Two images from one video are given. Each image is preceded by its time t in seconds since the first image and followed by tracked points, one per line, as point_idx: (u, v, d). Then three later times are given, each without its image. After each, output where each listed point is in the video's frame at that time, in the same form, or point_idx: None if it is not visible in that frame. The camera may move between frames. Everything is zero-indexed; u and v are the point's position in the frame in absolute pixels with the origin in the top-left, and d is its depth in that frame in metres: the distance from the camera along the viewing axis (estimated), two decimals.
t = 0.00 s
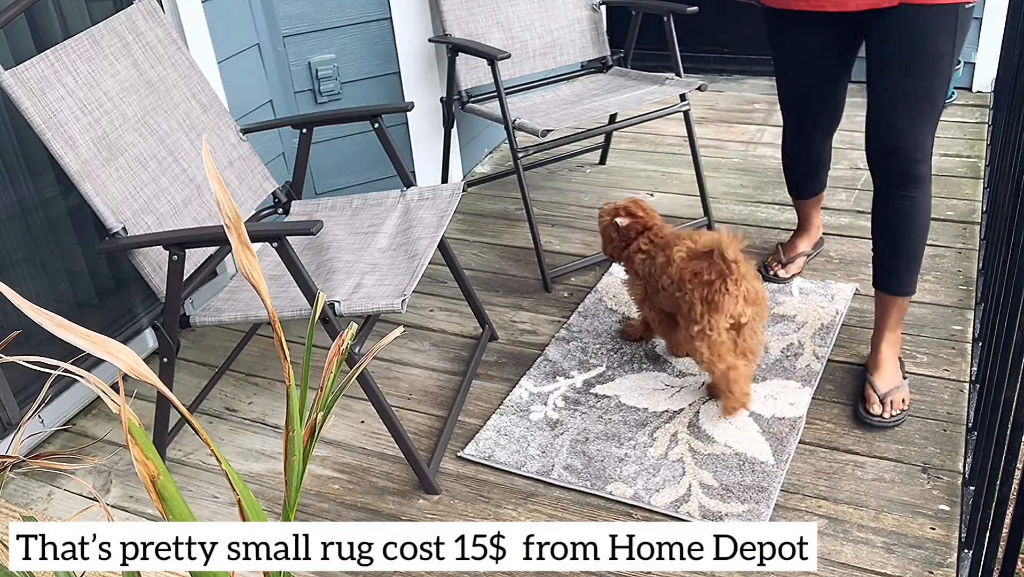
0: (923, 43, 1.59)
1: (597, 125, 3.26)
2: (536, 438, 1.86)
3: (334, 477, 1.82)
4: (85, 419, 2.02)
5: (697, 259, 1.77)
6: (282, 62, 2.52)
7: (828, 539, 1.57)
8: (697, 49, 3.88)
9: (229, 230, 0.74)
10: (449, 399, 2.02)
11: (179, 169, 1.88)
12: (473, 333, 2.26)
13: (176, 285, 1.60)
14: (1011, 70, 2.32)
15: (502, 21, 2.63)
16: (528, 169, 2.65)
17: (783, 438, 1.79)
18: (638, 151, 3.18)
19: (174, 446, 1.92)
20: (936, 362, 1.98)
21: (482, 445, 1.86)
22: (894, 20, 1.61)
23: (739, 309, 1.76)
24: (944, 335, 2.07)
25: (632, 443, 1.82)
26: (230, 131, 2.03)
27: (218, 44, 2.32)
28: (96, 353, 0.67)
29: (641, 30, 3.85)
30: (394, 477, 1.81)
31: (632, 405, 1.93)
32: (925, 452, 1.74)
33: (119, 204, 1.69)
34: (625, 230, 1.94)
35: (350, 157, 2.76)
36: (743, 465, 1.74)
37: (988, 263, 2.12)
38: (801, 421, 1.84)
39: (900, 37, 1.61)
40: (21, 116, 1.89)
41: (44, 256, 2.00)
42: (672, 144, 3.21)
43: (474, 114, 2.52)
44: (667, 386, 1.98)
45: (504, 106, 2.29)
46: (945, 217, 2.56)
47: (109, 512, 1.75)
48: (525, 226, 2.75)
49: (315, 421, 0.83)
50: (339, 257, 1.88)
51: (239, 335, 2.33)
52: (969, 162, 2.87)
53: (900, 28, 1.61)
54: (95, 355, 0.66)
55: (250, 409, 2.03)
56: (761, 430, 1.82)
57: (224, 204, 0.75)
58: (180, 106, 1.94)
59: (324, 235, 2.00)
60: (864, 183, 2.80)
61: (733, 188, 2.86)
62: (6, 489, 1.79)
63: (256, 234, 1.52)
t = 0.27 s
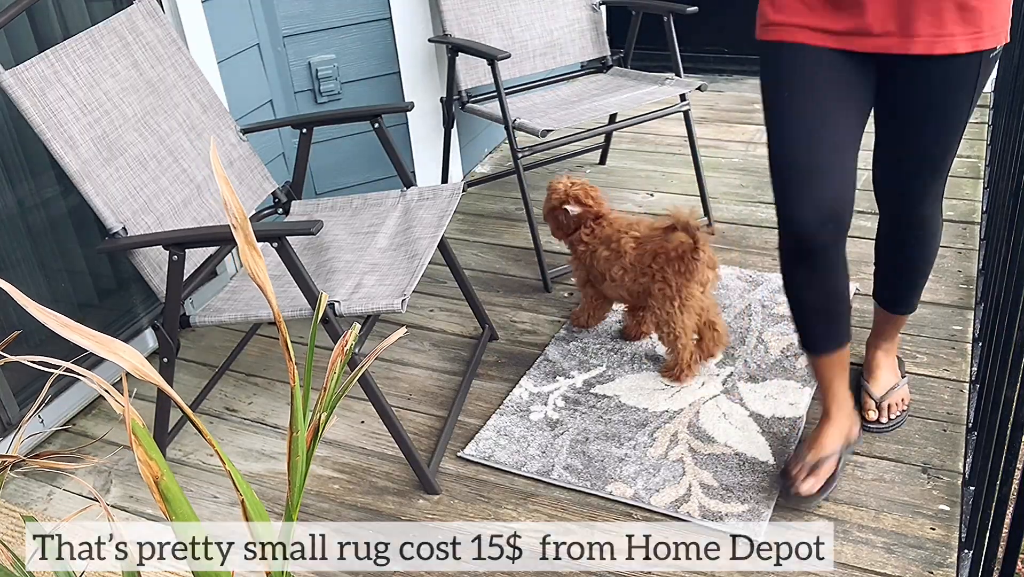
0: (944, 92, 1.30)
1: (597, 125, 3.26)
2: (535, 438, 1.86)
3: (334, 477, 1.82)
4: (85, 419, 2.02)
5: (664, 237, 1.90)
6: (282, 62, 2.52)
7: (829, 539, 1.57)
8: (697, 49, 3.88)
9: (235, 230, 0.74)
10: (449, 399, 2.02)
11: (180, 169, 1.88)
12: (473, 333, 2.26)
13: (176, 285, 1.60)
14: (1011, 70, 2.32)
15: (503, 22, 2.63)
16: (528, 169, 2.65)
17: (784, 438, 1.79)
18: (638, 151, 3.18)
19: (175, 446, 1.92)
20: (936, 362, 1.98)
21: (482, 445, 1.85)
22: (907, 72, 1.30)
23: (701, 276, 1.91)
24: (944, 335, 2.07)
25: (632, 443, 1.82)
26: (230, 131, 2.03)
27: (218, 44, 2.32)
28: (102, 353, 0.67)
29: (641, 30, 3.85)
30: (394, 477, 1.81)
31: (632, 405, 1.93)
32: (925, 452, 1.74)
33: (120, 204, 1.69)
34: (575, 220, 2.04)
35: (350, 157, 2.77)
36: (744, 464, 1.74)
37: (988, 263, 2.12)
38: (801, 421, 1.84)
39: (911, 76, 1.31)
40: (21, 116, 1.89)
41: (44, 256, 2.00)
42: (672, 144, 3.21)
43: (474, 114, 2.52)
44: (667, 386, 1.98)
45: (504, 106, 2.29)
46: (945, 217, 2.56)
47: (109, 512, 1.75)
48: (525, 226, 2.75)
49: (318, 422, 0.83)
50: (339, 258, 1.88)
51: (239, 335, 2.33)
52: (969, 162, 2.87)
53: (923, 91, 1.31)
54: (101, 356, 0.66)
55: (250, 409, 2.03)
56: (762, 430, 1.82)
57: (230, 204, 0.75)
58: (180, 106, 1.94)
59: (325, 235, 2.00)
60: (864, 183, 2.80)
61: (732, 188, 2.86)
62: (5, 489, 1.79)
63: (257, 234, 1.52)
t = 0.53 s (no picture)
0: (820, 211, 1.03)
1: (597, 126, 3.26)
2: (536, 438, 1.86)
3: (334, 477, 1.82)
4: (85, 419, 2.02)
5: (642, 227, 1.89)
6: (282, 62, 2.52)
7: (829, 539, 1.57)
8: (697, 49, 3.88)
9: (229, 229, 0.74)
10: (449, 399, 2.02)
11: (180, 169, 1.88)
12: (473, 333, 2.26)
13: (176, 285, 1.60)
14: (1010, 70, 2.32)
15: (503, 23, 2.64)
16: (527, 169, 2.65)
17: (784, 437, 1.79)
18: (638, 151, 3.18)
19: (175, 446, 1.92)
20: (936, 362, 1.98)
21: (483, 446, 1.85)
22: (774, 180, 1.03)
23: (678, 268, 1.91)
24: (944, 335, 2.07)
25: (632, 443, 1.82)
26: (231, 131, 2.03)
27: (218, 44, 2.32)
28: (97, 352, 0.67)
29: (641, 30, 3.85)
30: (394, 477, 1.81)
31: (632, 405, 1.93)
32: (925, 452, 1.74)
33: (119, 204, 1.69)
34: (571, 193, 2.04)
35: (351, 156, 2.77)
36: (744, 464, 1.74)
37: (988, 263, 2.11)
38: (801, 421, 1.84)
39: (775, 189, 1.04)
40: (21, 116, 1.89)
41: (44, 256, 2.00)
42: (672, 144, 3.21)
43: (473, 114, 2.52)
44: (667, 385, 1.98)
45: (504, 106, 2.29)
46: (945, 217, 2.56)
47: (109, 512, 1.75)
48: (526, 226, 2.75)
49: (314, 421, 0.82)
50: (339, 258, 1.88)
51: (240, 335, 2.33)
52: (969, 162, 2.87)
53: (801, 189, 1.02)
54: (96, 355, 0.65)
55: (250, 409, 2.03)
56: (762, 430, 1.82)
57: (225, 203, 0.75)
58: (180, 106, 1.94)
59: (324, 235, 2.00)
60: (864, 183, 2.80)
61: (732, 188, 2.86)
62: (6, 489, 1.79)
63: (256, 234, 1.52)
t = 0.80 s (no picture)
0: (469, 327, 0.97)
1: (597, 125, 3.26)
2: (536, 438, 1.86)
3: (334, 477, 1.82)
4: (85, 419, 2.02)
5: (623, 224, 1.91)
6: (282, 62, 2.52)
7: (829, 539, 1.57)
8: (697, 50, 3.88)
9: (229, 230, 0.74)
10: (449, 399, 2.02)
11: (180, 169, 1.87)
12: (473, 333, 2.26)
13: (176, 285, 1.60)
14: (1010, 70, 2.32)
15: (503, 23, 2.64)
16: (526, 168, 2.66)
17: (783, 437, 1.79)
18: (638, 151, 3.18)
19: (175, 446, 1.92)
20: (936, 362, 1.98)
21: (483, 446, 1.85)
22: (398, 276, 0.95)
23: (665, 262, 1.91)
24: (944, 335, 2.07)
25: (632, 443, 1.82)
26: (232, 131, 2.03)
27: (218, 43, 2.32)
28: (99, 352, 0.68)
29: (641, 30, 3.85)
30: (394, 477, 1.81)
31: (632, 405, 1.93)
32: (925, 452, 1.74)
33: (119, 204, 1.68)
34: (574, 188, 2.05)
35: (351, 156, 2.76)
36: (744, 464, 1.74)
37: (988, 263, 2.11)
38: (801, 421, 1.83)
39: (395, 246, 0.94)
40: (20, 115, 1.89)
41: (44, 256, 2.00)
42: (672, 144, 3.21)
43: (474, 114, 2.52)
44: (667, 385, 1.98)
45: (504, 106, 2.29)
46: (945, 217, 2.56)
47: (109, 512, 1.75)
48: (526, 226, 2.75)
49: (314, 421, 0.83)
50: (338, 258, 1.88)
51: (240, 335, 2.33)
52: (969, 162, 2.87)
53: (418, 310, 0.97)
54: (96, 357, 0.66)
55: (250, 409, 2.03)
56: (762, 430, 1.82)
57: (225, 203, 0.74)
58: (180, 106, 1.94)
59: (323, 236, 1.99)
60: (865, 183, 2.80)
61: (731, 187, 2.86)
62: (6, 489, 1.79)
63: (256, 234, 1.52)
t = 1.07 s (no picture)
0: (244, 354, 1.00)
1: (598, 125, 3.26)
2: (536, 438, 1.86)
3: (334, 477, 1.82)
4: (85, 419, 2.02)
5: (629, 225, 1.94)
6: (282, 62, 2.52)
7: (828, 539, 1.57)
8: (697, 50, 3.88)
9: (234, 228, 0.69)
10: (449, 400, 2.02)
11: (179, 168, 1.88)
12: (473, 333, 2.26)
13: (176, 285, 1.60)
14: (1011, 71, 2.32)
15: (504, 24, 2.64)
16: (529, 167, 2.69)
17: (784, 438, 1.79)
18: (638, 151, 3.18)
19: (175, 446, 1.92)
20: (936, 362, 1.98)
21: (483, 446, 1.85)
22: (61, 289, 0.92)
23: (664, 264, 1.93)
24: (944, 335, 2.07)
25: (632, 443, 1.82)
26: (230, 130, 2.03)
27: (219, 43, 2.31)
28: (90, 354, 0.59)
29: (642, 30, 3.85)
30: (395, 477, 1.81)
31: (632, 405, 1.93)
32: (925, 452, 1.74)
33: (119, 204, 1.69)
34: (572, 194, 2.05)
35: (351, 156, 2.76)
36: (744, 464, 1.74)
37: (988, 264, 2.11)
38: (801, 421, 1.84)
39: (35, 249, 1.01)
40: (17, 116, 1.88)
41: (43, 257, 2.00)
42: (672, 144, 3.21)
43: (474, 114, 2.52)
44: (667, 385, 1.98)
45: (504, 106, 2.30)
46: (945, 217, 2.56)
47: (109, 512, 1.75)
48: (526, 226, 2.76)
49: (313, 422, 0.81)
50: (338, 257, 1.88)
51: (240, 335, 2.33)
52: (969, 162, 2.87)
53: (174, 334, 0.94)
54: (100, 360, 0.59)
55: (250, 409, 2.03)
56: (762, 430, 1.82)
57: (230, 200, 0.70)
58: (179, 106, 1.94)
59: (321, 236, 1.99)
60: (865, 183, 2.80)
61: (731, 188, 2.86)
62: (6, 489, 1.79)
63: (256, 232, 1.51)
